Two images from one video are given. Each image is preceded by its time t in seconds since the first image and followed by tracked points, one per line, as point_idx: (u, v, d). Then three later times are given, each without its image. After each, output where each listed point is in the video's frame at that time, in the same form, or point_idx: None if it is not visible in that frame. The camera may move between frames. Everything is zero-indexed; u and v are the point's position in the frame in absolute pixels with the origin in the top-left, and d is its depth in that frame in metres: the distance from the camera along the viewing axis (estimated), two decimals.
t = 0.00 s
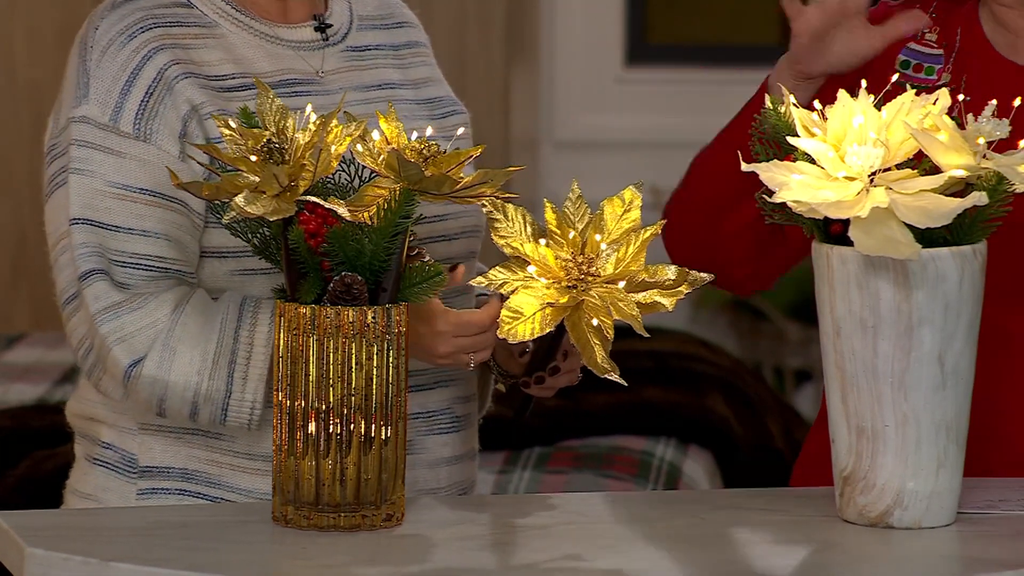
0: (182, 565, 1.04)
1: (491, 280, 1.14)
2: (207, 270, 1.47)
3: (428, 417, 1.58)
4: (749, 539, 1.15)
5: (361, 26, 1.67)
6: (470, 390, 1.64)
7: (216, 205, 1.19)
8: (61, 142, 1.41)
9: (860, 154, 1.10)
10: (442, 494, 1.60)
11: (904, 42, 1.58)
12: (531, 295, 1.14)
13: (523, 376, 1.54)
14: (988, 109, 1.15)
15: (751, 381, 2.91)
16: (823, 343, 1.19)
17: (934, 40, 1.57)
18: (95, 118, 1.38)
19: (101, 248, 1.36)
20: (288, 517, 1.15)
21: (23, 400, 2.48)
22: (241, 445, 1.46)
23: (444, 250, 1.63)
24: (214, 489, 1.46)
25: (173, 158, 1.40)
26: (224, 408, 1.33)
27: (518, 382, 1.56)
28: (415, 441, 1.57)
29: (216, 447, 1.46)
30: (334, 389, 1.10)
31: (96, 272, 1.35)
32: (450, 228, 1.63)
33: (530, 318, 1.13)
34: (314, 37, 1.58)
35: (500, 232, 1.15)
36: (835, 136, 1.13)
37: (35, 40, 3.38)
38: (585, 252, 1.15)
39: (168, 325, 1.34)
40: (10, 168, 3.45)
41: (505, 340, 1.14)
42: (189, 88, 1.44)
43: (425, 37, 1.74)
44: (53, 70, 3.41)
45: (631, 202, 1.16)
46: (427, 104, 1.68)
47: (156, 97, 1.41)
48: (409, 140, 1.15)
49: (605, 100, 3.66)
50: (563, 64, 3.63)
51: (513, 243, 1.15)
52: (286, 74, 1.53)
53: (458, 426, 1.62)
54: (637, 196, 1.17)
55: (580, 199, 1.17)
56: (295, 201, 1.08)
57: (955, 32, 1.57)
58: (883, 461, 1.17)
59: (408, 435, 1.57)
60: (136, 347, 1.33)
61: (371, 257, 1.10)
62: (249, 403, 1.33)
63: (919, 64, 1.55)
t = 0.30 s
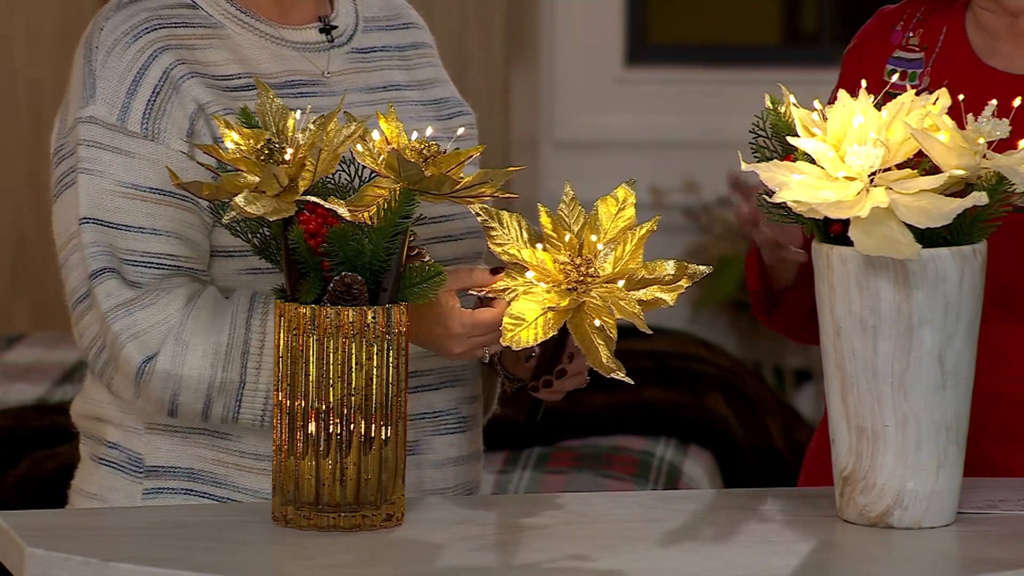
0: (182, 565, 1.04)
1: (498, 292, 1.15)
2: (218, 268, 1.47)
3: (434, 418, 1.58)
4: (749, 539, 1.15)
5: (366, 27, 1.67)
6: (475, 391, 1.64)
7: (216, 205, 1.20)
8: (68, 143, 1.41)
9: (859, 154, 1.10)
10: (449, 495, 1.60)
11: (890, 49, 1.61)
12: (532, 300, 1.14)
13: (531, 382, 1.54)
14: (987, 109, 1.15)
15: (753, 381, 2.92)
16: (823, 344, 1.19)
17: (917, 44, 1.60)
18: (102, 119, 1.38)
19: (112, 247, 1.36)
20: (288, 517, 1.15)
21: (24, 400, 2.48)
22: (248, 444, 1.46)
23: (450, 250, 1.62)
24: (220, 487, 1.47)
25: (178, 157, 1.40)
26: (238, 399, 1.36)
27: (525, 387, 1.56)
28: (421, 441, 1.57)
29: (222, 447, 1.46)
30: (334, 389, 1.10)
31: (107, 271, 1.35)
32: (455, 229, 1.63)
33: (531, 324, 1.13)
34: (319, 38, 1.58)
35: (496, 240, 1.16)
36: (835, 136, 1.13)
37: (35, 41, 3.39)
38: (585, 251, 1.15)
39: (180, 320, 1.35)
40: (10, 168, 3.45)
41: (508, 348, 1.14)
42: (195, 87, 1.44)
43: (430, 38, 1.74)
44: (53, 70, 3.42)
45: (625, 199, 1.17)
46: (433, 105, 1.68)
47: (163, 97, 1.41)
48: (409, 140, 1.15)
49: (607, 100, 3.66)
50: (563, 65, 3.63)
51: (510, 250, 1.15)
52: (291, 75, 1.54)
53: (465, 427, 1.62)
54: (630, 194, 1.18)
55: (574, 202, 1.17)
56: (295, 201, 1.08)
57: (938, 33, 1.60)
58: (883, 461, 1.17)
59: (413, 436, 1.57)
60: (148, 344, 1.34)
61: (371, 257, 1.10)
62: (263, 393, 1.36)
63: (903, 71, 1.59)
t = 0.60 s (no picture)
0: (182, 565, 1.04)
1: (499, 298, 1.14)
2: (224, 267, 1.47)
3: (439, 420, 1.58)
4: (749, 539, 1.15)
5: (373, 30, 1.67)
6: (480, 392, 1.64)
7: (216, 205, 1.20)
8: (76, 141, 1.41)
9: (859, 154, 1.10)
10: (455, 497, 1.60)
11: (844, 44, 1.67)
12: (533, 304, 1.14)
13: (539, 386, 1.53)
14: (987, 109, 1.15)
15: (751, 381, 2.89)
16: (824, 344, 1.19)
17: (870, 41, 1.66)
18: (110, 117, 1.38)
19: (118, 245, 1.36)
20: (288, 517, 1.15)
21: (24, 400, 2.48)
22: (253, 444, 1.46)
23: (456, 252, 1.61)
24: (224, 488, 1.47)
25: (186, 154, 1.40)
26: (245, 398, 1.35)
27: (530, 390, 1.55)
28: (426, 443, 1.57)
29: (227, 447, 1.46)
30: (334, 389, 1.10)
31: (114, 269, 1.35)
32: (462, 232, 1.62)
33: (534, 329, 1.13)
34: (326, 40, 1.58)
35: (495, 245, 1.15)
36: (835, 136, 1.13)
37: (35, 41, 3.39)
38: (581, 254, 1.15)
39: (187, 318, 1.34)
40: (10, 167, 3.46)
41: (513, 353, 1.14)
42: (204, 86, 1.44)
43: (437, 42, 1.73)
44: (53, 70, 3.42)
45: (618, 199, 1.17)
46: (439, 107, 1.68)
47: (171, 95, 1.42)
48: (409, 141, 1.15)
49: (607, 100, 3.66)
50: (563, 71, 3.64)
51: (507, 257, 1.15)
52: (298, 77, 1.53)
53: (469, 429, 1.62)
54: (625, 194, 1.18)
55: (568, 203, 1.16)
56: (295, 201, 1.08)
57: (892, 30, 1.65)
58: (883, 461, 1.17)
59: (418, 437, 1.57)
60: (154, 342, 1.33)
61: (371, 257, 1.10)
62: (269, 391, 1.35)
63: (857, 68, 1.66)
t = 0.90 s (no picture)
0: (182, 565, 1.04)
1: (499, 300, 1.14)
2: (232, 267, 1.47)
3: (444, 419, 1.58)
4: (750, 539, 1.15)
5: (380, 31, 1.67)
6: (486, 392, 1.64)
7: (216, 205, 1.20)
8: (84, 142, 1.41)
9: (859, 154, 1.10)
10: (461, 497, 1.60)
11: (790, 58, 1.67)
12: (535, 304, 1.13)
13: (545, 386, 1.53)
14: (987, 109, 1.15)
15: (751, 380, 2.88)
16: (823, 344, 1.19)
17: (817, 52, 1.66)
18: (117, 117, 1.38)
19: (126, 245, 1.36)
20: (288, 517, 1.15)
21: (24, 400, 2.48)
22: (259, 444, 1.47)
23: (462, 253, 1.61)
24: (230, 488, 1.47)
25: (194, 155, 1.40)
26: (252, 396, 1.36)
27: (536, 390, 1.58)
28: (432, 443, 1.57)
29: (233, 447, 1.46)
30: (334, 389, 1.10)
31: (121, 269, 1.34)
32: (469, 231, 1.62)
33: (536, 328, 1.13)
34: (333, 40, 1.59)
35: (493, 249, 1.15)
36: (835, 136, 1.13)
37: (36, 41, 3.39)
38: (575, 250, 1.15)
39: (195, 316, 1.34)
40: (10, 166, 3.47)
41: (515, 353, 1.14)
42: (211, 86, 1.44)
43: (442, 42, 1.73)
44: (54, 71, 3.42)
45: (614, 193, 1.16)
46: (447, 107, 1.68)
47: (179, 95, 1.41)
48: (409, 141, 1.15)
49: (607, 100, 3.68)
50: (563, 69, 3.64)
51: (505, 257, 1.15)
52: (307, 76, 1.54)
53: (475, 429, 1.62)
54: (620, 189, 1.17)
55: (566, 201, 1.16)
56: (295, 201, 1.08)
57: (839, 42, 1.66)
58: (883, 461, 1.17)
59: (424, 437, 1.57)
60: (161, 342, 1.33)
61: (371, 257, 1.10)
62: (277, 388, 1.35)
63: (807, 82, 1.65)
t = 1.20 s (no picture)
0: (182, 565, 1.04)
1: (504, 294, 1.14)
2: (239, 268, 1.47)
3: (450, 419, 1.58)
4: (751, 539, 1.15)
5: (384, 30, 1.67)
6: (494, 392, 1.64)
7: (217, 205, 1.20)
8: (89, 142, 1.41)
9: (859, 154, 1.10)
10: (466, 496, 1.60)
11: (807, 51, 1.59)
12: (543, 301, 1.14)
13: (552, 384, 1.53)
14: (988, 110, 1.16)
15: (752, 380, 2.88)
16: (824, 344, 1.19)
17: (836, 46, 1.58)
18: (124, 118, 1.38)
19: (132, 246, 1.36)
20: (288, 517, 1.14)
21: (24, 400, 2.47)
22: (266, 445, 1.46)
23: (470, 252, 1.61)
24: (238, 488, 1.47)
25: (197, 155, 1.40)
26: (260, 394, 1.37)
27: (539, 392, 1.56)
28: (437, 442, 1.57)
29: (241, 447, 1.46)
30: (334, 389, 1.10)
31: (128, 270, 1.35)
32: (476, 230, 1.62)
33: (542, 325, 1.13)
34: (339, 40, 1.58)
35: (505, 244, 1.15)
36: (835, 136, 1.13)
37: (34, 40, 3.49)
38: (585, 250, 1.15)
39: (203, 317, 1.34)
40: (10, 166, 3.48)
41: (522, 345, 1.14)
42: (217, 87, 1.44)
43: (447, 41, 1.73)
44: (53, 67, 3.51)
45: (629, 196, 1.15)
46: (451, 107, 1.68)
47: (185, 96, 1.41)
48: (410, 140, 1.15)
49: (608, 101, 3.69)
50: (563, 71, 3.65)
51: (516, 253, 1.15)
52: (314, 76, 1.54)
53: (482, 428, 1.62)
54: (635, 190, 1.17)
55: (580, 200, 1.15)
56: (295, 201, 1.08)
57: (859, 35, 1.58)
58: (883, 461, 1.17)
59: (429, 436, 1.57)
60: (168, 342, 1.33)
61: (371, 257, 1.10)
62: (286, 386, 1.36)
63: (825, 75, 1.58)
